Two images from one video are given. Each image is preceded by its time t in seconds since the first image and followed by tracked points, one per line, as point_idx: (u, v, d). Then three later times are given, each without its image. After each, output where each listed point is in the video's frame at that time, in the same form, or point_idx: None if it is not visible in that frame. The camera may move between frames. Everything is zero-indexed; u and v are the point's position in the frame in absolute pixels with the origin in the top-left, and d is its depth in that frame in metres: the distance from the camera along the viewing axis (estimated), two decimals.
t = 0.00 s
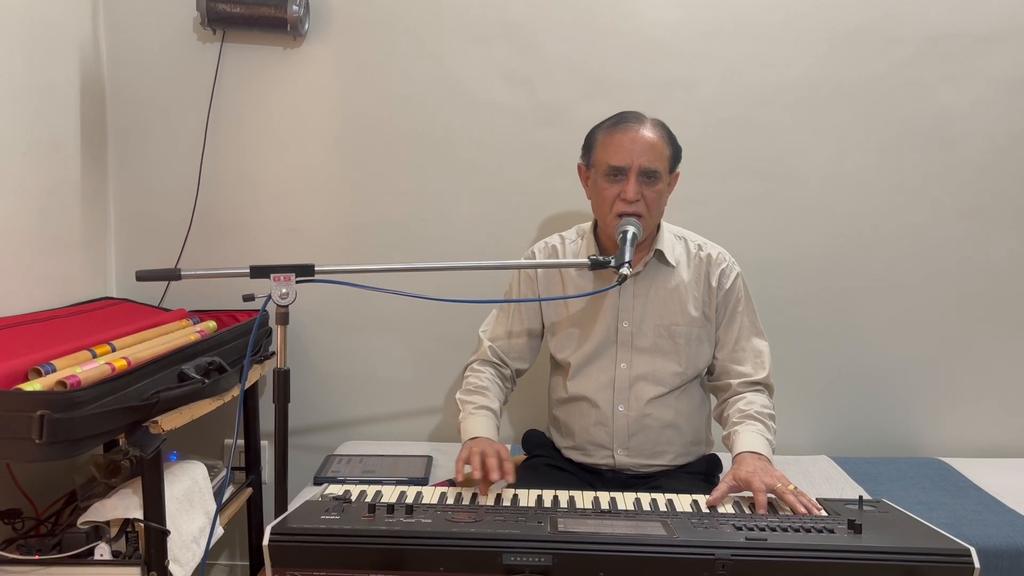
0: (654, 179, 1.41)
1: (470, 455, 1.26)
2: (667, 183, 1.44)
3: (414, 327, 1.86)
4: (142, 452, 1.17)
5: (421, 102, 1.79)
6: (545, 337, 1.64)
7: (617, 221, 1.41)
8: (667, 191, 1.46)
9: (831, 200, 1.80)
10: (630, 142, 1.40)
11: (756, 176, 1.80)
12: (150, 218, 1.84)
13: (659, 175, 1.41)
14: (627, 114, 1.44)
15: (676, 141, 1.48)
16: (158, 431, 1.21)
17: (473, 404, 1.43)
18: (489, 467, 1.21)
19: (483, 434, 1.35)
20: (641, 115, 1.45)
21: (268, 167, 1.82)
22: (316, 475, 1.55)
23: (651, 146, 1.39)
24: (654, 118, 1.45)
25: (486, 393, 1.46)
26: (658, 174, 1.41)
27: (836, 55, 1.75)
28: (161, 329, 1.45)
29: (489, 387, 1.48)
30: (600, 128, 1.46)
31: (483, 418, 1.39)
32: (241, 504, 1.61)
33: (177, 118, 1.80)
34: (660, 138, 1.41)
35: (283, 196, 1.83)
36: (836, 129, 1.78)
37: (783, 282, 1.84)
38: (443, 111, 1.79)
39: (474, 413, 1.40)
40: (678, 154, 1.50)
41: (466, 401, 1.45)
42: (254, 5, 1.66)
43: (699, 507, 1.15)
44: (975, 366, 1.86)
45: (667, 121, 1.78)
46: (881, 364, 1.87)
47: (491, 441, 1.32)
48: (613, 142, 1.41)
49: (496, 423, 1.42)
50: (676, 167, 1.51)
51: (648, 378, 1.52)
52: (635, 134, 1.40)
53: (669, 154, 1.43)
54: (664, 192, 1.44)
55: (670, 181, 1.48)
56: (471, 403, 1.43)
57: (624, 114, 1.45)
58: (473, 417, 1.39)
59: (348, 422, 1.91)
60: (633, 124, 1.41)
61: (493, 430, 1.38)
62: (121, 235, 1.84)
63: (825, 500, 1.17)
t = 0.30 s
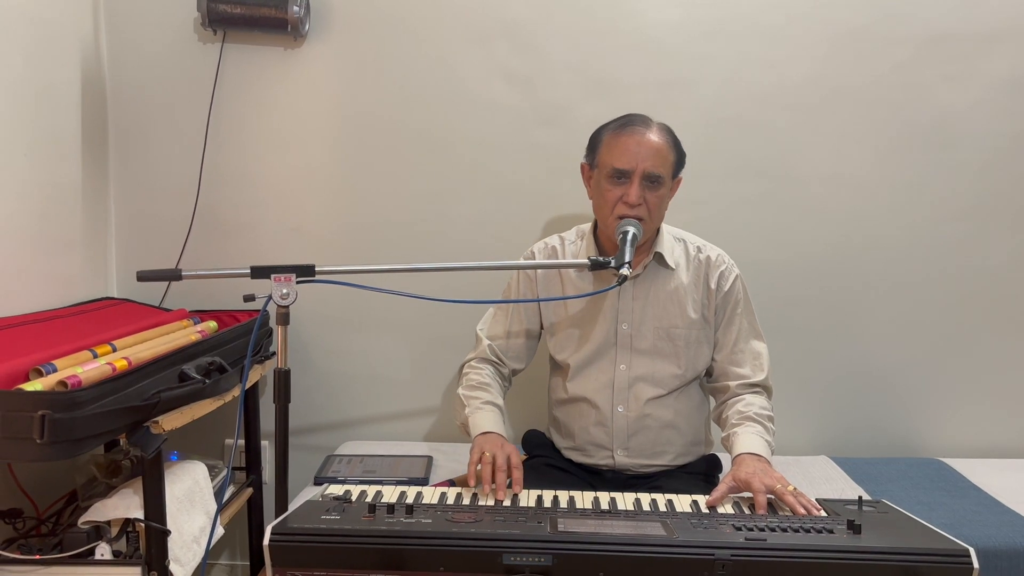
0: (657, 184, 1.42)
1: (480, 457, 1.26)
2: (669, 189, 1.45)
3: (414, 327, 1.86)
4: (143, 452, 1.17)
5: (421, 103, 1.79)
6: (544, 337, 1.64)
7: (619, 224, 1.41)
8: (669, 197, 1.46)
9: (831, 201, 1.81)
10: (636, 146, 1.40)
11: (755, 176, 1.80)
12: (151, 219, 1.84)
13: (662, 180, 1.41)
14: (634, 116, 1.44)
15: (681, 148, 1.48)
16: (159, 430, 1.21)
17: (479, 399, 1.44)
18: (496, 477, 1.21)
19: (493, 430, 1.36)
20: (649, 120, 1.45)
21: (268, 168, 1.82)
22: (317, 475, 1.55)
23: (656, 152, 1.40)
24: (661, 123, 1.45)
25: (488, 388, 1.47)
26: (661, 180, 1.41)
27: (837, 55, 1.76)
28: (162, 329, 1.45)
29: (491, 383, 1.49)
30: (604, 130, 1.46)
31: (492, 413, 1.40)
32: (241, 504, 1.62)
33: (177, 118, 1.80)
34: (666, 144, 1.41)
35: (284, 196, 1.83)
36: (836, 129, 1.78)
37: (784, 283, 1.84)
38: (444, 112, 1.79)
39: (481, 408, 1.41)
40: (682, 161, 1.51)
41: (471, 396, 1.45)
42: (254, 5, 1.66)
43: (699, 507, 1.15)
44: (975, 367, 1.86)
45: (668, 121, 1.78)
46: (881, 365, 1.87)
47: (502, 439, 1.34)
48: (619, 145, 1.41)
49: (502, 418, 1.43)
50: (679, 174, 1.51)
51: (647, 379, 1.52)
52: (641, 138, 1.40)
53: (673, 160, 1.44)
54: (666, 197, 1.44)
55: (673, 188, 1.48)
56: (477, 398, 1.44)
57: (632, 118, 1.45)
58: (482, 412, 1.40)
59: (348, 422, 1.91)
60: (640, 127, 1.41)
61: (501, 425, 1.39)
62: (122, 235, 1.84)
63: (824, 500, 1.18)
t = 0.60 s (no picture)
0: (652, 184, 1.42)
1: (478, 455, 1.26)
2: (664, 188, 1.45)
3: (413, 327, 1.86)
4: (142, 452, 1.17)
5: (421, 103, 1.79)
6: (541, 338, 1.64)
7: (615, 224, 1.41)
8: (664, 196, 1.47)
9: (830, 201, 1.81)
10: (630, 146, 1.40)
11: (754, 176, 1.80)
12: (150, 219, 1.84)
13: (657, 180, 1.42)
14: (628, 117, 1.44)
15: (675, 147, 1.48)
16: (157, 430, 1.21)
17: (477, 398, 1.44)
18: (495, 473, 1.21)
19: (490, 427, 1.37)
20: (642, 120, 1.46)
21: (268, 168, 1.82)
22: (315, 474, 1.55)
23: (650, 152, 1.40)
24: (655, 123, 1.46)
25: (486, 387, 1.47)
26: (656, 179, 1.42)
27: (835, 56, 1.76)
28: (161, 329, 1.46)
29: (488, 382, 1.49)
30: (599, 131, 1.46)
31: (489, 410, 1.40)
32: (240, 504, 1.62)
33: (176, 118, 1.80)
34: (660, 143, 1.41)
35: (282, 196, 1.83)
36: (834, 130, 1.79)
37: (782, 283, 1.84)
38: (443, 112, 1.79)
39: (479, 406, 1.41)
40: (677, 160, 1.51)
41: (468, 395, 1.45)
42: (254, 6, 1.66)
43: (696, 507, 1.15)
44: (973, 367, 1.87)
45: (667, 121, 1.78)
46: (879, 365, 1.87)
47: (499, 437, 1.34)
48: (613, 145, 1.41)
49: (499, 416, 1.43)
50: (674, 173, 1.52)
51: (645, 379, 1.52)
52: (635, 138, 1.40)
53: (668, 159, 1.44)
54: (661, 196, 1.45)
55: (668, 187, 1.48)
56: (474, 397, 1.44)
57: (625, 118, 1.45)
58: (480, 410, 1.40)
59: (347, 421, 1.91)
60: (633, 128, 1.42)
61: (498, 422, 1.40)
62: (121, 235, 1.84)
63: (822, 500, 1.18)
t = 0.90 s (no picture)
0: (652, 184, 1.42)
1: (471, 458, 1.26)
2: (664, 187, 1.45)
3: (412, 327, 1.86)
4: (140, 452, 1.17)
5: (420, 103, 1.79)
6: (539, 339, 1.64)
7: (616, 225, 1.41)
8: (664, 196, 1.47)
9: (829, 201, 1.81)
10: (628, 147, 1.40)
11: (753, 176, 1.80)
12: (149, 219, 1.84)
13: (657, 179, 1.42)
14: (624, 118, 1.44)
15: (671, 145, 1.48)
16: (156, 431, 1.21)
17: (469, 406, 1.43)
18: (486, 468, 1.22)
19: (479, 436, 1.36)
20: (637, 121, 1.46)
21: (267, 168, 1.82)
22: (313, 475, 1.55)
23: (649, 151, 1.40)
24: (650, 123, 1.46)
25: (479, 394, 1.47)
26: (656, 179, 1.42)
27: (834, 56, 1.76)
28: (159, 330, 1.46)
29: (482, 388, 1.49)
30: (597, 133, 1.46)
31: (479, 420, 1.40)
32: (238, 504, 1.62)
33: (175, 118, 1.80)
34: (657, 143, 1.42)
35: (282, 196, 1.83)
36: (833, 130, 1.79)
37: (782, 283, 1.84)
38: (442, 112, 1.79)
39: (469, 415, 1.41)
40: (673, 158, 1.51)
41: (461, 402, 1.45)
42: (252, 6, 1.66)
43: (695, 507, 1.15)
44: (972, 367, 1.87)
45: (666, 122, 1.78)
46: (878, 365, 1.87)
47: (488, 444, 1.33)
48: (611, 148, 1.41)
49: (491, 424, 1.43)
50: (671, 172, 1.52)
51: (643, 380, 1.52)
52: (633, 139, 1.40)
53: (666, 158, 1.44)
54: (661, 196, 1.45)
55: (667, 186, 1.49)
56: (466, 405, 1.44)
57: (620, 120, 1.45)
58: (469, 420, 1.40)
59: (347, 421, 1.91)
60: (630, 129, 1.42)
61: (489, 431, 1.39)
62: (120, 235, 1.84)
63: (820, 500, 1.18)
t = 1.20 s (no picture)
0: (648, 184, 1.42)
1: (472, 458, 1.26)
2: (659, 188, 1.45)
3: (410, 328, 1.86)
4: (138, 452, 1.17)
5: (419, 103, 1.79)
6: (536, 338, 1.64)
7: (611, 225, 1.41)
8: (659, 196, 1.47)
9: (828, 201, 1.81)
10: (624, 147, 1.40)
11: (752, 176, 1.80)
12: (147, 219, 1.84)
13: (652, 180, 1.42)
14: (620, 118, 1.45)
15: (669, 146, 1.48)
16: (153, 430, 1.21)
17: (467, 405, 1.44)
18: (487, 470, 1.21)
19: (477, 436, 1.36)
20: (635, 121, 1.46)
21: (265, 168, 1.82)
22: (311, 475, 1.55)
23: (644, 152, 1.40)
24: (648, 124, 1.46)
25: (477, 393, 1.47)
26: (650, 180, 1.42)
27: (833, 56, 1.76)
28: (157, 329, 1.45)
29: (479, 387, 1.49)
30: (593, 133, 1.46)
31: (477, 419, 1.40)
32: (236, 504, 1.61)
33: (173, 117, 1.80)
34: (653, 144, 1.41)
35: (280, 196, 1.83)
36: (832, 130, 1.79)
37: (781, 283, 1.84)
38: (441, 112, 1.79)
39: (467, 414, 1.41)
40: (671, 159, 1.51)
41: (459, 401, 1.45)
42: (251, 5, 1.66)
43: (693, 507, 1.15)
44: (971, 368, 1.87)
45: (665, 121, 1.78)
46: (877, 365, 1.87)
47: (487, 443, 1.33)
48: (606, 147, 1.41)
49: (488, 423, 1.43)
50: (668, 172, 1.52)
51: (640, 379, 1.52)
52: (629, 139, 1.40)
53: (662, 159, 1.44)
54: (656, 196, 1.45)
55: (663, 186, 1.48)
56: (465, 404, 1.44)
57: (617, 120, 1.45)
58: (468, 419, 1.40)
59: (346, 421, 1.91)
60: (626, 129, 1.42)
61: (487, 430, 1.39)
62: (118, 235, 1.84)
63: (818, 500, 1.18)
